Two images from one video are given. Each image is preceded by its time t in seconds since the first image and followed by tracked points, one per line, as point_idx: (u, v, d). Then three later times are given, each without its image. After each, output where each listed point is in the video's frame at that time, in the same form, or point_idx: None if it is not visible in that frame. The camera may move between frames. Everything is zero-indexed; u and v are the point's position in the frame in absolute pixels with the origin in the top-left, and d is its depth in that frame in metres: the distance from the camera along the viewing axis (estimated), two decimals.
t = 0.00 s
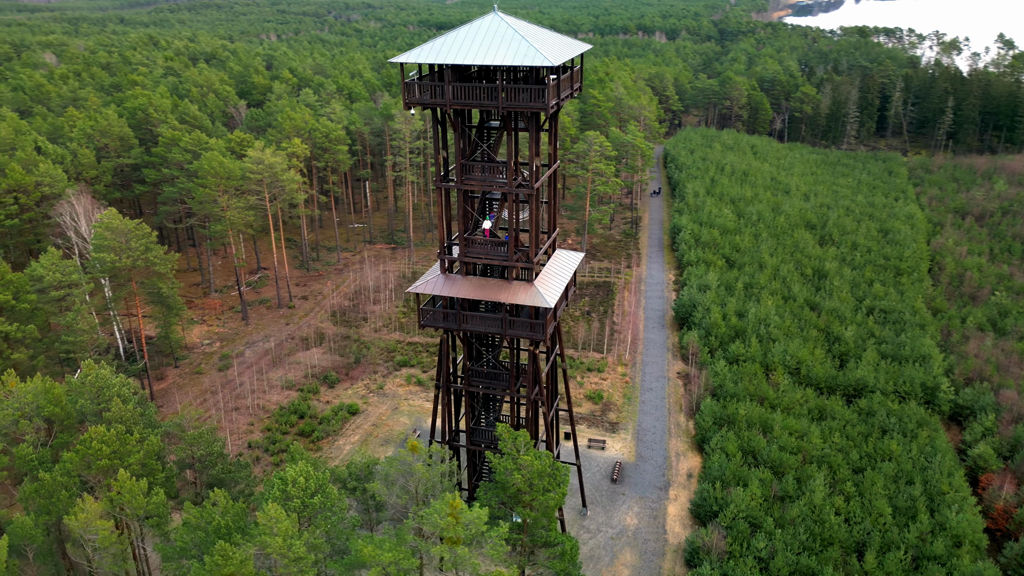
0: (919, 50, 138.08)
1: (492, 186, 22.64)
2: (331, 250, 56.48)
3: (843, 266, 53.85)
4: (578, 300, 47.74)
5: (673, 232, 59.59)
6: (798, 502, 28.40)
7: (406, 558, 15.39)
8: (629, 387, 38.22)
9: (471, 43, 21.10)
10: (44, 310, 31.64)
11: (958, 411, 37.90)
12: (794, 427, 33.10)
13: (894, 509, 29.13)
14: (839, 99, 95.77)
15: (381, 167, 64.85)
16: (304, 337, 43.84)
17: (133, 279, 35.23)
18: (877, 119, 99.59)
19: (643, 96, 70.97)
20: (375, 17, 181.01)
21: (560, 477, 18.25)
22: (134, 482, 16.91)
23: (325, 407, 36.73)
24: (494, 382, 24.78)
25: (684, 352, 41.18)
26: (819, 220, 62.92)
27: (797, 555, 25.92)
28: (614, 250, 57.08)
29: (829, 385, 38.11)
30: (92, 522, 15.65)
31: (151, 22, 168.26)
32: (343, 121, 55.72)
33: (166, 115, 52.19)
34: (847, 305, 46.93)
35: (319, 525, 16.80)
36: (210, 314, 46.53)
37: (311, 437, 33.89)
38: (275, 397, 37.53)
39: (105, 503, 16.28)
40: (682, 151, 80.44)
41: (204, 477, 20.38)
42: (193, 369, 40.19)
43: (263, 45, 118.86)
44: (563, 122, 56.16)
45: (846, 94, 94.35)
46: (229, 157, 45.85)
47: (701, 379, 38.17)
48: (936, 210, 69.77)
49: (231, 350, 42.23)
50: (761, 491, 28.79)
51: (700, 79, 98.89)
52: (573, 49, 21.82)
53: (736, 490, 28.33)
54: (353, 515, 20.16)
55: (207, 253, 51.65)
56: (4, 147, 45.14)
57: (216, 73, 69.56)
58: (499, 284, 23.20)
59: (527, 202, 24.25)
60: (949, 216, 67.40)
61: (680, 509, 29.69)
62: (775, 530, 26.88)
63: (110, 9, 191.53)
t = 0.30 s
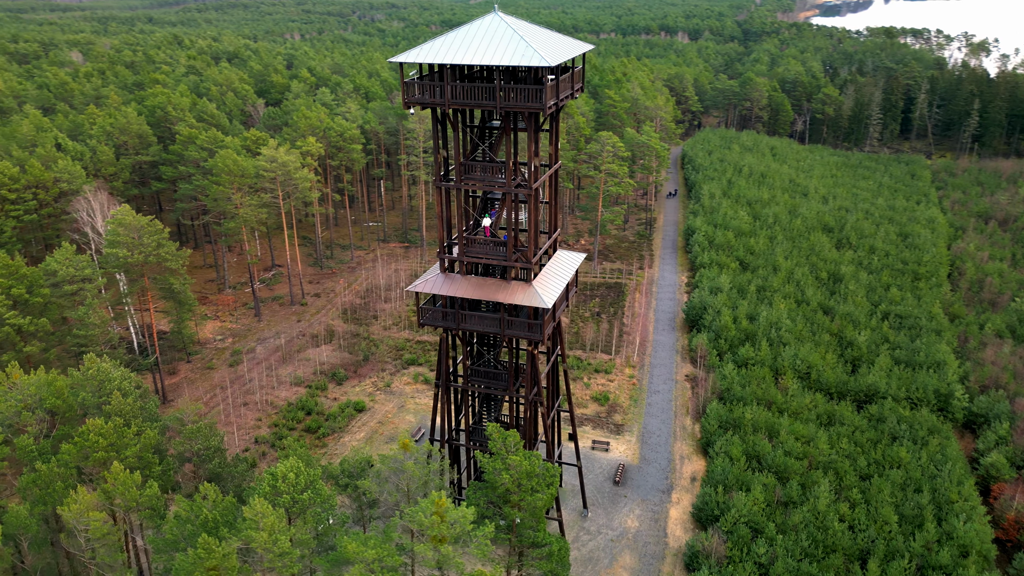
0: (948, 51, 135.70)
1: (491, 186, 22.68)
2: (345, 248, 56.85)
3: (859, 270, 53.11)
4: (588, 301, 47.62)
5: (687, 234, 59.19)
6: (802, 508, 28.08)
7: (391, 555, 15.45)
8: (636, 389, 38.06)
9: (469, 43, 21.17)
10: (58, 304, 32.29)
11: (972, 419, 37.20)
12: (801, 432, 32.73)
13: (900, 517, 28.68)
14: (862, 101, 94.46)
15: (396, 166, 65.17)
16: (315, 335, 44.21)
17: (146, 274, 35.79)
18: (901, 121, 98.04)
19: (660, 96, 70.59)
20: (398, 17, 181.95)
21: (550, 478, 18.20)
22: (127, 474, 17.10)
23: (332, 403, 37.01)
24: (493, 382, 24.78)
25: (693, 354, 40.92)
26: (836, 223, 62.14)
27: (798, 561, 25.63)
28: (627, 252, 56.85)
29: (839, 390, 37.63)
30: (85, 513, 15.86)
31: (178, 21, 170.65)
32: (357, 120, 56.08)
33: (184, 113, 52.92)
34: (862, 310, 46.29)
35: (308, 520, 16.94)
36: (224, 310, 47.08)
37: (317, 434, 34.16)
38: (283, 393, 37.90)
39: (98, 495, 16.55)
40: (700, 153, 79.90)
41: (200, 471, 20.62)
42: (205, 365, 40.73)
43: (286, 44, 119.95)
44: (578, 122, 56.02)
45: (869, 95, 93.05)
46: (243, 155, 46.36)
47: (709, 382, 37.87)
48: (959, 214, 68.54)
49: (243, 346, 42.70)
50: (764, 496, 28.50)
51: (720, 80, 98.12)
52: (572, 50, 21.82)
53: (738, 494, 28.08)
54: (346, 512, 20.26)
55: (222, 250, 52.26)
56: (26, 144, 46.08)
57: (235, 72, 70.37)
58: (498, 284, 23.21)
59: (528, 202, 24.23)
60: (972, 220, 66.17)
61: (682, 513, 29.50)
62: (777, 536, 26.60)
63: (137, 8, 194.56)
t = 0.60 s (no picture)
0: (977, 52, 133.22)
1: (490, 186, 22.69)
2: (359, 246, 57.21)
3: (876, 274, 52.35)
4: (598, 302, 47.47)
5: (701, 235, 58.76)
6: (805, 514, 27.75)
7: (375, 551, 15.52)
8: (643, 391, 37.87)
9: (468, 43, 21.26)
10: (71, 298, 32.93)
11: (986, 427, 36.50)
12: (808, 438, 32.32)
13: (906, 525, 28.22)
14: (885, 103, 93.04)
15: (411, 165, 65.44)
16: (325, 331, 44.56)
17: (158, 270, 36.32)
18: (926, 123, 96.45)
19: (678, 97, 70.13)
20: (421, 17, 182.69)
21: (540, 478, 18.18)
22: (121, 466, 17.32)
23: (339, 400, 37.29)
24: (491, 381, 24.81)
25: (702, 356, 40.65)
26: (855, 226, 61.29)
27: (799, 568, 25.33)
28: (640, 253, 56.60)
29: (850, 395, 37.12)
30: (78, 503, 16.08)
31: (205, 20, 172.88)
32: (372, 119, 56.41)
33: (202, 111, 53.60)
34: (877, 314, 45.62)
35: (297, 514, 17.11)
36: (237, 306, 47.63)
37: (323, 430, 34.44)
38: (292, 389, 38.26)
39: (93, 486, 16.80)
40: (718, 153, 79.30)
41: (198, 465, 20.85)
42: (217, 360, 41.23)
43: (308, 43, 120.95)
44: (592, 122, 55.85)
45: (893, 97, 91.64)
46: (258, 153, 46.85)
47: (717, 386, 37.55)
48: (982, 218, 67.27)
49: (254, 342, 43.17)
50: (767, 501, 28.20)
51: (741, 80, 97.26)
52: (570, 49, 21.81)
53: (740, 499, 27.83)
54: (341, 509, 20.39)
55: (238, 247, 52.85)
56: (48, 141, 47.02)
57: (255, 71, 71.13)
58: (496, 284, 23.22)
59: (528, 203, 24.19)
60: (995, 225, 64.92)
61: (683, 516, 29.30)
62: (778, 541, 26.31)
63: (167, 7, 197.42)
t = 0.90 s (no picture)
0: (1008, 53, 130.60)
1: (489, 185, 22.71)
2: (373, 245, 57.53)
3: (894, 278, 51.55)
4: (609, 303, 47.31)
5: (716, 237, 58.30)
6: (808, 520, 27.41)
7: (360, 547, 15.62)
8: (650, 393, 37.69)
9: (466, 43, 21.33)
10: (84, 292, 33.55)
11: (1001, 436, 35.78)
12: (815, 443, 31.93)
13: (912, 534, 27.75)
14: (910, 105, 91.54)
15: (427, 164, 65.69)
16: (336, 329, 44.88)
17: (170, 266, 36.84)
18: (952, 125, 94.75)
19: (696, 97, 69.63)
20: (445, 17, 183.39)
21: (529, 479, 18.18)
22: (116, 458, 17.57)
23: (347, 397, 37.57)
24: (490, 380, 24.84)
25: (712, 360, 40.35)
26: (874, 230, 60.39)
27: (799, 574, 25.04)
28: (653, 254, 56.31)
29: (861, 401, 36.60)
30: (72, 494, 16.37)
31: (231, 19, 175.04)
32: (388, 118, 56.72)
33: (220, 110, 54.28)
34: (892, 319, 44.92)
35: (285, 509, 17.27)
36: (251, 303, 48.16)
37: (329, 426, 34.73)
38: (301, 385, 38.63)
39: (88, 478, 17.08)
40: (737, 155, 78.62)
41: (196, 459, 21.09)
42: (228, 355, 41.72)
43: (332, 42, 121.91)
44: (607, 122, 55.64)
45: (918, 99, 90.12)
46: (273, 152, 47.32)
47: (725, 389, 37.22)
48: (1006, 223, 65.94)
49: (266, 338, 43.63)
50: (770, 507, 27.92)
51: (762, 81, 96.28)
52: (569, 50, 21.82)
53: (742, 504, 27.57)
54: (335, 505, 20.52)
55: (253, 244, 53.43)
56: (69, 138, 47.92)
57: (275, 70, 71.85)
58: (494, 283, 23.26)
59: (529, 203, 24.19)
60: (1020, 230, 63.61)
61: (685, 520, 29.11)
62: (779, 547, 26.03)
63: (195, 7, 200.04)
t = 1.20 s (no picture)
0: None
1: (488, 186, 22.71)
2: (387, 243, 57.83)
3: (912, 283, 50.68)
4: (620, 304, 47.12)
5: (732, 239, 57.73)
6: (810, 527, 27.06)
7: (344, 543, 15.70)
8: (657, 396, 37.47)
9: (466, 43, 21.41)
10: (98, 286, 34.15)
11: (1016, 446, 35.02)
12: (822, 449, 31.51)
13: (918, 543, 27.28)
14: (936, 107, 89.88)
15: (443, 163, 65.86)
16: (347, 326, 45.18)
17: (183, 261, 37.34)
18: (979, 128, 92.89)
19: (714, 98, 69.04)
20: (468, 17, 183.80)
21: (519, 478, 18.14)
22: (111, 451, 17.81)
23: (354, 394, 37.81)
24: (488, 380, 24.86)
25: (721, 363, 40.01)
26: (893, 234, 59.41)
27: None
28: (667, 256, 55.96)
29: (872, 408, 36.05)
30: (68, 484, 16.70)
31: (258, 18, 176.94)
32: (403, 118, 56.98)
33: (238, 108, 54.93)
34: (908, 325, 44.17)
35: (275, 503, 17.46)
36: (264, 299, 48.65)
37: (336, 423, 35.00)
38: (310, 381, 38.97)
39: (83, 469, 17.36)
40: (756, 156, 77.84)
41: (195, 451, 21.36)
42: (240, 350, 42.21)
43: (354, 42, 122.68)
44: (622, 123, 55.37)
45: (944, 100, 88.45)
46: (288, 150, 47.75)
47: (733, 392, 36.87)
48: None
49: (278, 334, 44.06)
50: (772, 512, 27.62)
51: (785, 82, 95.17)
52: (568, 51, 21.80)
53: (744, 508, 27.30)
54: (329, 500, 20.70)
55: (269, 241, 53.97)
56: (90, 135, 48.80)
57: (294, 69, 72.50)
58: (493, 283, 23.29)
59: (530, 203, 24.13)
60: None
61: (687, 524, 28.90)
62: (779, 553, 25.73)
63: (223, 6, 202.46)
